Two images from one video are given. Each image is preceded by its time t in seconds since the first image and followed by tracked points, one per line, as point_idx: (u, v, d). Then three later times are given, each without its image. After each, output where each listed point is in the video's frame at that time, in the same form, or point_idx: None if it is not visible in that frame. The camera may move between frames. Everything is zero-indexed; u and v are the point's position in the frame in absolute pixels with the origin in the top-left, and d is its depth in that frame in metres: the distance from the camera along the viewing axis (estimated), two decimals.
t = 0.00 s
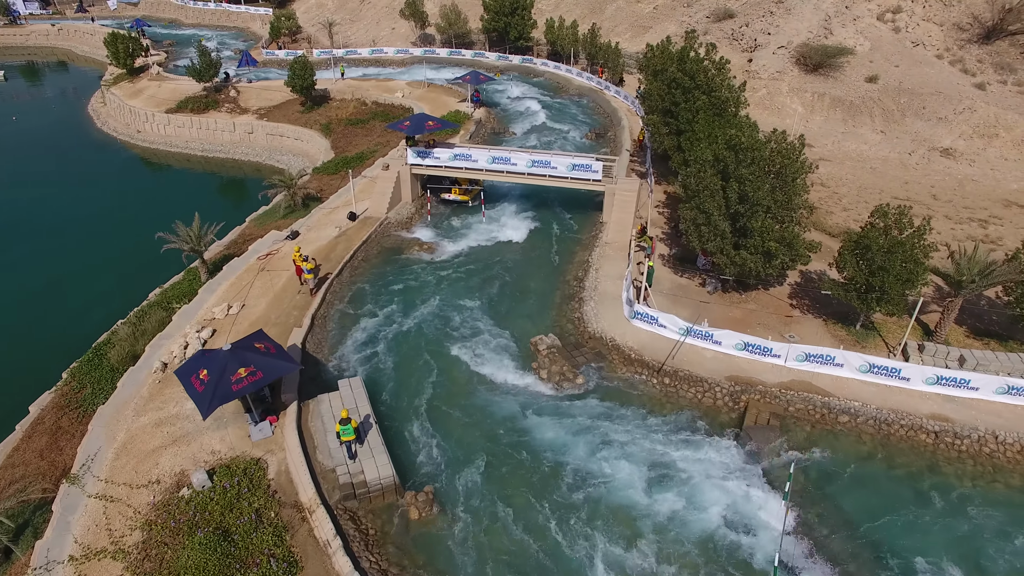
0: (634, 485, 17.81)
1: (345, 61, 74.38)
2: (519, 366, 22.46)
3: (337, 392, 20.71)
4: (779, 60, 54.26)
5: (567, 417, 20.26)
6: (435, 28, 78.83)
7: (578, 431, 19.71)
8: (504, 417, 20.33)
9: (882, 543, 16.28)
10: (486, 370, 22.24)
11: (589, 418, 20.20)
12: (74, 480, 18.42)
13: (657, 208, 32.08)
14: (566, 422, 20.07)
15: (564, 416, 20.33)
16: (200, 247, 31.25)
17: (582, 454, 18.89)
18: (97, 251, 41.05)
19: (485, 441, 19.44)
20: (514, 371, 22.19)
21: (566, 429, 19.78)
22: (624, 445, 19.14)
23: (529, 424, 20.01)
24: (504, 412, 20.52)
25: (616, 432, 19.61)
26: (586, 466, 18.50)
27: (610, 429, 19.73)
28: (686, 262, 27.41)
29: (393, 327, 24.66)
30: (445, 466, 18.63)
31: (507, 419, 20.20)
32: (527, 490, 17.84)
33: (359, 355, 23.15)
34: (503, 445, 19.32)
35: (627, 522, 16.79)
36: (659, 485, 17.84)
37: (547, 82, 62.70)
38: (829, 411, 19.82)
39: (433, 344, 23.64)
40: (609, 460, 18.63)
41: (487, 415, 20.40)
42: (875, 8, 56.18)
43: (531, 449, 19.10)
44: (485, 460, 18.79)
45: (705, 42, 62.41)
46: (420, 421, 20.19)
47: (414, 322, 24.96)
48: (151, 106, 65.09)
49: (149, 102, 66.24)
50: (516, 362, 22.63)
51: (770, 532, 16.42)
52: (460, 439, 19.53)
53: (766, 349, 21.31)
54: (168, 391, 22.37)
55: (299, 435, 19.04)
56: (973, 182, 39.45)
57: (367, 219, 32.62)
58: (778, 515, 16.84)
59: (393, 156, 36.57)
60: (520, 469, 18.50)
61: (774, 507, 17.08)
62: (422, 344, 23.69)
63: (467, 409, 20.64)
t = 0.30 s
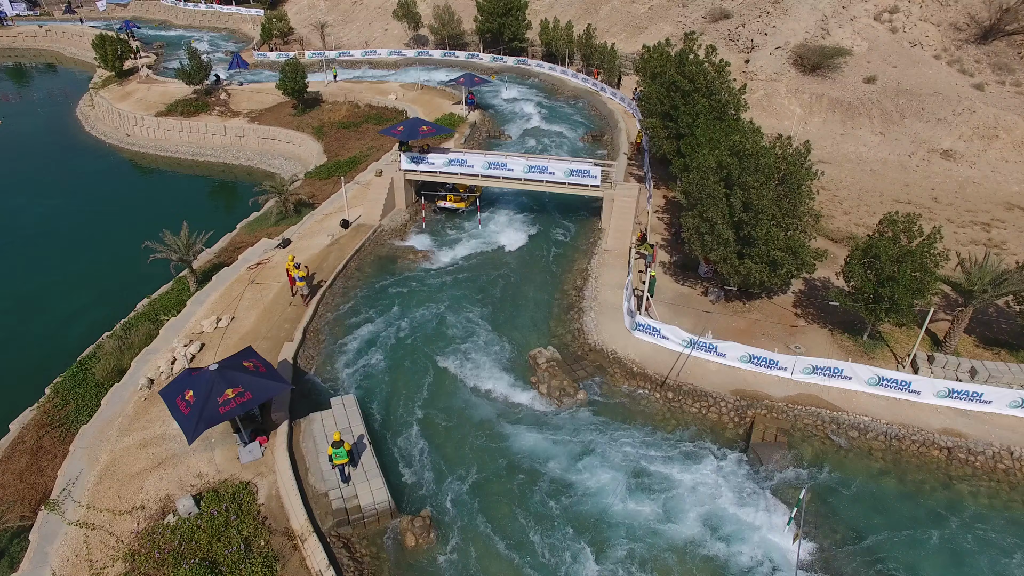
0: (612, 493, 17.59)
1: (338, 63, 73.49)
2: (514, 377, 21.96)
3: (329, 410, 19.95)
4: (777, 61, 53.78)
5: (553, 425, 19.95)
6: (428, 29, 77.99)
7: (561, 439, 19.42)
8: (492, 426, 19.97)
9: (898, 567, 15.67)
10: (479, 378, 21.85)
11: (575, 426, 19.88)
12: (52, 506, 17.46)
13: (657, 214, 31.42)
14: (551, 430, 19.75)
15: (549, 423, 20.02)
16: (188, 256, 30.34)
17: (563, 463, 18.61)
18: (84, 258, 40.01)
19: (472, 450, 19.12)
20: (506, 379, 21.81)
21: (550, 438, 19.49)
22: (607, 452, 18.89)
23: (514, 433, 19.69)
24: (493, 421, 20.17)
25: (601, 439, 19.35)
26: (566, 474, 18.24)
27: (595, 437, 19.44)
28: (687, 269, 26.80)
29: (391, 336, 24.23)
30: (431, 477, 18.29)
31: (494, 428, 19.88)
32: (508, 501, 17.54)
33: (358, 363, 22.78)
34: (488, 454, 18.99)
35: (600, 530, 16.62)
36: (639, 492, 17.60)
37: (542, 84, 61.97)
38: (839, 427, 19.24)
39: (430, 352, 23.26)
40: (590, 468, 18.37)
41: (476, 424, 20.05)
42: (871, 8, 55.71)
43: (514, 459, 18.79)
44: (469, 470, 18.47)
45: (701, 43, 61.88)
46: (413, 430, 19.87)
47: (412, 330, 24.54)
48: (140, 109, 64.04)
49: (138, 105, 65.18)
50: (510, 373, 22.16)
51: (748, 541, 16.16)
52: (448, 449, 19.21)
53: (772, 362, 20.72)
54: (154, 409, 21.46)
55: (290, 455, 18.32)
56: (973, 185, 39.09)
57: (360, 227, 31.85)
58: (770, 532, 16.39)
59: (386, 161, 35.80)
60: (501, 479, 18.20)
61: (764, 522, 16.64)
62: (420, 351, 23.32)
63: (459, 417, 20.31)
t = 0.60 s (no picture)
0: (590, 503, 17.34)
1: (331, 65, 72.62)
2: (508, 389, 21.53)
3: (323, 430, 19.20)
4: (776, 63, 53.24)
5: (536, 434, 19.68)
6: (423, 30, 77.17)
7: (542, 448, 19.16)
8: (477, 435, 19.69)
9: None
10: (469, 387, 21.59)
11: (557, 436, 19.60)
12: (30, 534, 16.50)
13: (658, 220, 30.79)
14: (533, 439, 19.49)
15: (532, 433, 19.76)
16: (178, 265, 29.44)
17: (542, 473, 18.34)
18: (72, 265, 39.04)
19: (457, 460, 18.84)
20: (494, 389, 21.52)
21: (532, 447, 19.22)
22: (587, 461, 18.63)
23: (498, 442, 19.43)
24: (479, 430, 19.89)
25: (582, 448, 19.09)
26: (544, 484, 17.98)
27: (578, 447, 19.18)
28: (689, 278, 26.18)
29: (387, 342, 23.98)
30: (418, 488, 17.96)
31: (479, 437, 19.59)
32: (489, 512, 17.24)
33: (355, 371, 22.51)
34: (472, 463, 18.71)
35: (573, 541, 16.40)
36: (618, 502, 17.36)
37: (538, 86, 61.22)
38: (851, 444, 18.60)
39: (425, 359, 23.00)
40: (568, 478, 18.13)
41: (462, 433, 19.78)
42: (871, 9, 55.13)
43: (496, 469, 18.50)
44: (453, 481, 18.17)
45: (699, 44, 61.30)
46: (402, 438, 19.60)
47: (408, 336, 24.29)
48: (131, 112, 63.04)
49: (129, 108, 64.20)
50: (506, 384, 21.75)
51: (724, 553, 15.90)
52: (434, 458, 18.93)
53: (779, 376, 20.09)
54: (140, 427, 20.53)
55: (281, 478, 17.57)
56: (976, 189, 38.64)
57: (354, 234, 31.07)
58: (758, 550, 15.99)
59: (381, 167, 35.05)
60: (481, 490, 17.92)
61: (747, 537, 16.28)
62: (415, 358, 23.08)
63: (448, 426, 20.05)
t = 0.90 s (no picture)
0: (569, 514, 17.03)
1: (327, 67, 71.80)
2: (505, 401, 20.97)
3: (315, 450, 18.42)
4: (777, 65, 52.63)
5: (518, 442, 19.31)
6: (419, 31, 76.37)
7: (522, 457, 18.83)
8: (465, 444, 19.32)
9: None
10: (463, 394, 21.24)
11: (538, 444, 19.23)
12: (7, 567, 15.59)
13: (660, 227, 30.10)
14: (514, 448, 19.12)
15: (515, 440, 19.40)
16: (168, 275, 28.52)
17: (522, 483, 17.98)
18: (61, 272, 38.18)
19: (444, 469, 18.49)
20: (483, 397, 21.13)
21: (516, 456, 18.86)
22: (568, 470, 18.30)
23: (484, 450, 19.08)
24: (468, 438, 19.53)
25: (564, 457, 18.73)
26: (524, 495, 17.62)
27: (559, 454, 18.87)
28: (694, 287, 25.52)
29: (385, 347, 23.66)
30: (401, 497, 17.63)
31: (467, 446, 19.22)
32: (473, 523, 16.90)
33: (354, 377, 22.19)
34: (458, 473, 18.37)
35: (548, 553, 16.08)
36: (599, 513, 17.02)
37: (536, 88, 60.46)
38: (865, 464, 17.94)
39: (422, 365, 22.67)
40: (548, 488, 17.80)
41: (452, 440, 19.46)
42: (872, 10, 54.56)
43: (479, 479, 18.14)
44: (438, 491, 17.83)
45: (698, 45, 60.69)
46: (394, 446, 19.29)
47: (406, 341, 24.01)
48: (124, 115, 62.13)
49: (122, 110, 63.29)
50: (506, 399, 21.05)
51: (706, 569, 15.55)
52: (423, 467, 18.60)
53: (790, 393, 19.40)
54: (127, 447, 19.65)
55: (271, 501, 16.84)
56: (982, 193, 38.09)
57: (349, 242, 30.31)
58: (748, 571, 15.51)
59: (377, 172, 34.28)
60: (461, 500, 17.57)
61: (735, 556, 15.83)
62: (411, 363, 22.77)
63: (440, 434, 19.71)
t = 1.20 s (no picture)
0: (547, 525, 16.73)
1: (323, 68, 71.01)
2: (503, 414, 20.42)
3: (308, 473, 17.68)
4: (779, 67, 51.99)
5: (502, 452, 19.01)
6: (417, 32, 75.58)
7: (503, 466, 18.58)
8: (452, 451, 19.06)
9: None
10: (458, 401, 20.96)
11: (522, 453, 18.96)
12: None
13: (664, 234, 29.40)
14: (498, 457, 18.86)
15: (500, 449, 19.13)
16: (159, 284, 27.62)
17: (502, 494, 17.73)
18: (51, 281, 37.40)
19: (431, 478, 18.23)
20: (475, 404, 20.85)
21: (499, 465, 18.60)
22: (549, 479, 18.07)
23: (473, 458, 18.83)
24: (456, 445, 19.28)
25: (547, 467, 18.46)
26: (504, 505, 17.39)
27: (540, 464, 18.62)
28: (699, 297, 24.86)
29: (384, 352, 23.47)
30: (383, 506, 17.38)
31: (453, 454, 18.93)
32: (455, 535, 16.64)
33: (354, 381, 22.01)
34: (444, 482, 18.12)
35: (519, 566, 15.87)
36: (578, 524, 16.76)
37: (535, 90, 59.77)
38: (881, 487, 17.27)
39: (420, 370, 22.42)
40: (526, 497, 17.56)
41: (442, 448, 19.21)
42: (875, 11, 53.96)
43: (461, 488, 17.89)
44: (422, 501, 17.56)
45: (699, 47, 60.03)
46: (385, 452, 19.07)
47: (406, 345, 23.85)
48: (117, 117, 61.24)
49: (115, 112, 62.40)
50: (504, 415, 20.37)
51: None
52: (411, 475, 18.35)
53: (801, 410, 18.68)
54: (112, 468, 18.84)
55: (262, 527, 16.11)
56: (989, 198, 37.47)
57: (345, 251, 29.56)
58: None
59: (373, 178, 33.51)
60: (441, 510, 17.33)
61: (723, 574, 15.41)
62: (411, 369, 22.55)
63: (431, 441, 19.47)
